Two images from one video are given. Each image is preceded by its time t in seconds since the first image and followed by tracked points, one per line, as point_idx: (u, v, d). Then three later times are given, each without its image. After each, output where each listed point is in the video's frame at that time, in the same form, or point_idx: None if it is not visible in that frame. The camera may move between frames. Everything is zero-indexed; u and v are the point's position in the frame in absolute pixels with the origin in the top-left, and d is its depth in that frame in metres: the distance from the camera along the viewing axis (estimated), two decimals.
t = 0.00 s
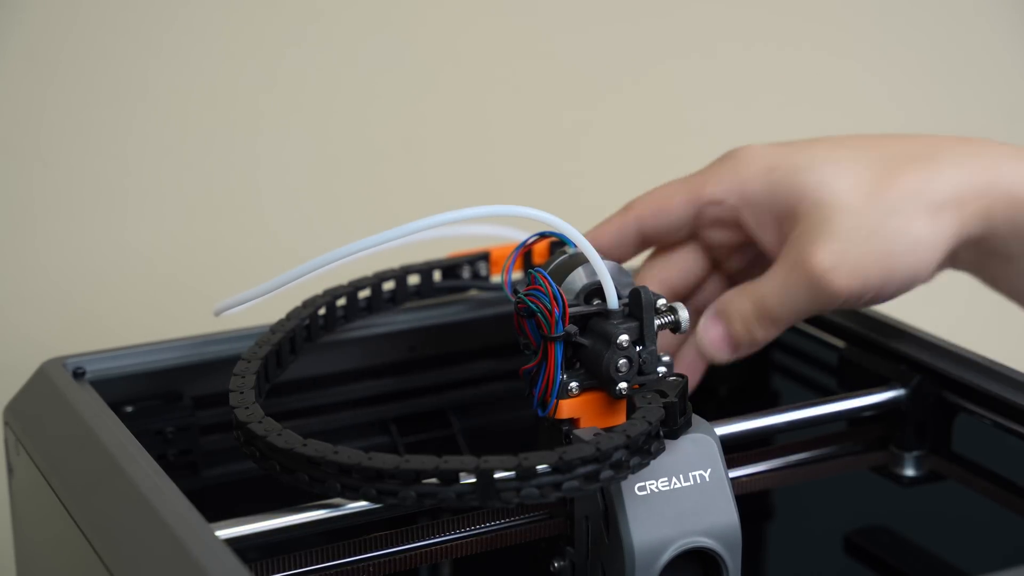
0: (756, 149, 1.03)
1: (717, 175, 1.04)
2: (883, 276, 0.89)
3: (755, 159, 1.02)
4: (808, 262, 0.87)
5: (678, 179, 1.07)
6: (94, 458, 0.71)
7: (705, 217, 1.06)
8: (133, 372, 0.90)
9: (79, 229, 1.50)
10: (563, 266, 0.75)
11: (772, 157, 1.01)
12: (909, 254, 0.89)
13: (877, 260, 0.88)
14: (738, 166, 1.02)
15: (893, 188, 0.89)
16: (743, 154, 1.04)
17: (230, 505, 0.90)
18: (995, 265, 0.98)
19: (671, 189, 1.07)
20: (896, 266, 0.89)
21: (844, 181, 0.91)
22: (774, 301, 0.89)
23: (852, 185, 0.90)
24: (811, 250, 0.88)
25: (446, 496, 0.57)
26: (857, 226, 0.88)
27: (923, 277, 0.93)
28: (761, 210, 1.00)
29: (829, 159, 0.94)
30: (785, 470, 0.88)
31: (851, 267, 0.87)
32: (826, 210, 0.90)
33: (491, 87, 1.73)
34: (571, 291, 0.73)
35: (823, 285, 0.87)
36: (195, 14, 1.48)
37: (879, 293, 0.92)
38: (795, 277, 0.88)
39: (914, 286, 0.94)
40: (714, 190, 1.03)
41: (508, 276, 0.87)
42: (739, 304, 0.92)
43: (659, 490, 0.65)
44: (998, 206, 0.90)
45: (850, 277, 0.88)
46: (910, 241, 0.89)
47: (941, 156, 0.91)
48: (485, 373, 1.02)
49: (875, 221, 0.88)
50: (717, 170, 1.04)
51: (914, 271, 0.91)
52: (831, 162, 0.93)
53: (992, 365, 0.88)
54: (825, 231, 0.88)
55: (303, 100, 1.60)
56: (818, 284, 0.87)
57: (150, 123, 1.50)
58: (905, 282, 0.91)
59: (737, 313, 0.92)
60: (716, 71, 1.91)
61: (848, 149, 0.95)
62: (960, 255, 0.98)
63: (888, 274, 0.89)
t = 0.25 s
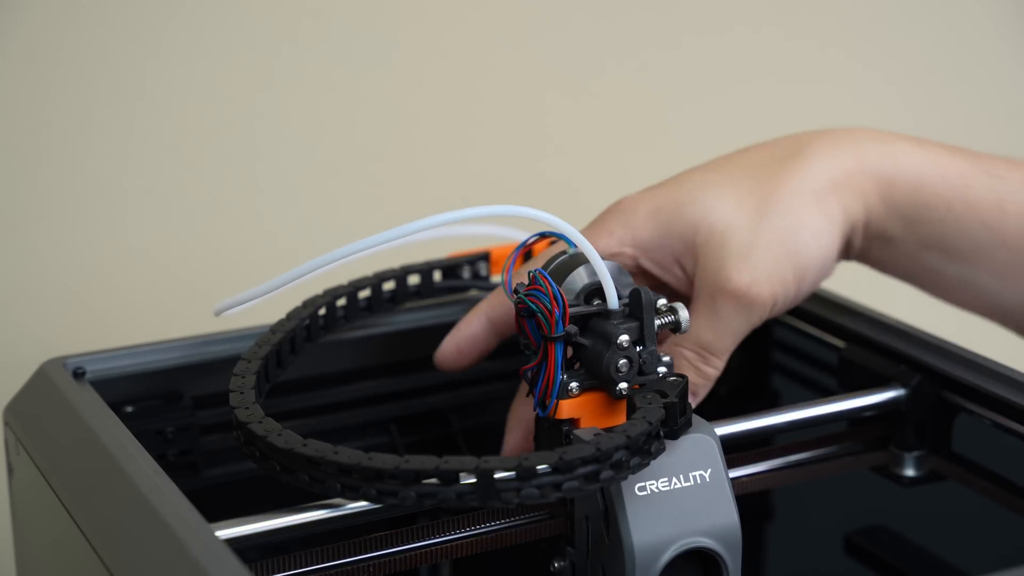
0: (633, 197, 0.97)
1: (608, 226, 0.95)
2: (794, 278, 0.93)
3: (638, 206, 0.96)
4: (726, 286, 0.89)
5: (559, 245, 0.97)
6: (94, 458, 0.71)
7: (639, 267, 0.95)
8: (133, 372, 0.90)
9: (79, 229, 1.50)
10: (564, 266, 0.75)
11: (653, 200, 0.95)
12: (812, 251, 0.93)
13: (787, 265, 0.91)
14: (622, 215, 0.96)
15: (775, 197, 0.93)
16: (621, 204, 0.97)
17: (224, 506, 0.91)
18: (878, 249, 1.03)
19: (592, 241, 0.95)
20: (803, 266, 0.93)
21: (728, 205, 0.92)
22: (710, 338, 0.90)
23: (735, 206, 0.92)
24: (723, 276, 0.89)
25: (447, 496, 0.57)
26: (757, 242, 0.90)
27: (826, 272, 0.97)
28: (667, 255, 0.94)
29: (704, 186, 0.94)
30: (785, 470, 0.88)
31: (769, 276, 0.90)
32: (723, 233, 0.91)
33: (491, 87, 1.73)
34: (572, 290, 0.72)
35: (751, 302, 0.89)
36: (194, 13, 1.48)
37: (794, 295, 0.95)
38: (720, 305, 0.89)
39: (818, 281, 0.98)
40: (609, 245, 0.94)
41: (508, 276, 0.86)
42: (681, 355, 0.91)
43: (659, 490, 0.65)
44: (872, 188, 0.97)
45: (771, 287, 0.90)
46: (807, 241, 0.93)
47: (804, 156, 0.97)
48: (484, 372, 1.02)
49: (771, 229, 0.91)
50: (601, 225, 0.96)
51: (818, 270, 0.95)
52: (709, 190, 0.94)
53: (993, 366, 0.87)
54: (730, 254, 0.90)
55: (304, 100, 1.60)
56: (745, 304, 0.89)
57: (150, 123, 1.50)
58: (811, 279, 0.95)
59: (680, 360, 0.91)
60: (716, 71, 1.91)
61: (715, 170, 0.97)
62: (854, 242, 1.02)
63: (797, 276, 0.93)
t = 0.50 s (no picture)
0: (595, 205, 0.98)
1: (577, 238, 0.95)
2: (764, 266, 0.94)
3: (603, 214, 0.96)
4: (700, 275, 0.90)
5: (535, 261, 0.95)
6: (94, 457, 0.71)
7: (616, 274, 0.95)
8: (132, 372, 0.90)
9: (80, 229, 1.50)
10: (564, 265, 0.75)
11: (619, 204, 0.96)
12: (776, 241, 0.95)
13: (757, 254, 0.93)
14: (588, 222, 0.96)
15: (735, 192, 0.95)
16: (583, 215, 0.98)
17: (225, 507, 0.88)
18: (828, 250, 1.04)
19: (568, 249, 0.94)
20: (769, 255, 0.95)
21: (689, 203, 0.93)
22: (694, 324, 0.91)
23: (696, 202, 0.94)
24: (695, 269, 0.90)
25: (446, 495, 0.57)
26: (725, 236, 0.91)
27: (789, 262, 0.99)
28: (639, 253, 0.94)
29: (663, 188, 0.96)
30: (785, 470, 0.88)
31: (741, 264, 0.91)
32: (689, 229, 0.92)
33: (491, 87, 1.73)
34: (572, 290, 0.73)
35: (727, 290, 0.91)
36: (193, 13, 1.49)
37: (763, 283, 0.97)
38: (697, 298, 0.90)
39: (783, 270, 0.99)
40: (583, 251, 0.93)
41: (507, 276, 0.86)
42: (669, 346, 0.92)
43: (658, 490, 0.65)
44: (824, 182, 1.00)
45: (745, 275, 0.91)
46: (771, 233, 0.95)
47: (755, 153, 1.00)
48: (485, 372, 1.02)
49: (737, 222, 0.93)
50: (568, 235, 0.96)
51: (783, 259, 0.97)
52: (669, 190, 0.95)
53: (993, 367, 0.87)
54: (697, 248, 0.91)
55: (304, 99, 1.60)
56: (722, 292, 0.90)
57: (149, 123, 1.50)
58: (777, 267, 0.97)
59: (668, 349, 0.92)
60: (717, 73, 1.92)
61: (672, 172, 0.98)
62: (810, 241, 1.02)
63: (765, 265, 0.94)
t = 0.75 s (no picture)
0: (606, 194, 1.01)
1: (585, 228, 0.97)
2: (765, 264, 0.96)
3: (611, 205, 0.98)
4: (704, 267, 0.92)
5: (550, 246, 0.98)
6: (94, 457, 0.71)
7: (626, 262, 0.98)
8: (132, 372, 0.90)
9: (80, 228, 1.50)
10: (563, 265, 0.75)
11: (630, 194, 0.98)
12: (777, 241, 0.97)
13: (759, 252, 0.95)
14: (599, 213, 0.98)
15: (741, 188, 0.97)
16: (593, 205, 1.00)
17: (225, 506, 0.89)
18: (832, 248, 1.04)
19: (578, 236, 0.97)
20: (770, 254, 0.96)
21: (696, 197, 0.96)
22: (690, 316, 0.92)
23: (703, 197, 0.96)
24: (697, 262, 0.92)
25: (446, 495, 0.57)
26: (728, 230, 0.93)
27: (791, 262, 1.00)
28: (645, 245, 0.97)
29: (672, 181, 0.98)
30: (784, 469, 0.88)
31: (743, 259, 0.93)
32: (693, 223, 0.94)
33: (491, 87, 1.73)
34: (571, 290, 0.73)
35: (727, 284, 0.92)
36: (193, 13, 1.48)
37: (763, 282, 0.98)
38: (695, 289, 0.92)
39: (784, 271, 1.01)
40: (594, 242, 0.96)
41: (507, 276, 0.86)
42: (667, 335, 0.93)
43: (658, 490, 0.65)
44: (828, 184, 1.01)
45: (745, 271, 0.93)
46: (774, 232, 0.96)
47: (761, 153, 1.01)
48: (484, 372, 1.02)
49: (742, 218, 0.95)
50: (580, 224, 0.98)
51: (783, 261, 0.99)
52: (677, 184, 0.98)
53: (992, 366, 0.87)
54: (701, 242, 0.93)
55: (304, 99, 1.60)
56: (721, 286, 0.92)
57: (150, 122, 1.50)
58: (779, 268, 0.99)
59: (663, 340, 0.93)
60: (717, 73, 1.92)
61: (681, 166, 1.01)
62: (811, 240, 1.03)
63: (767, 265, 0.96)
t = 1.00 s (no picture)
0: (648, 141, 1.06)
1: (623, 169, 1.04)
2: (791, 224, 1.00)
3: (652, 151, 1.04)
4: (723, 213, 0.97)
5: (591, 184, 1.05)
6: (94, 457, 0.71)
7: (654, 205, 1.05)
8: (132, 372, 0.90)
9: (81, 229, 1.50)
10: (564, 265, 0.75)
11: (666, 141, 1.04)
12: (805, 201, 1.00)
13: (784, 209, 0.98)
14: (639, 159, 1.04)
15: (781, 144, 0.99)
16: (637, 148, 1.06)
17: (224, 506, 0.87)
18: (871, 212, 1.08)
19: (620, 172, 1.04)
20: (793, 215, 0.99)
21: (731, 145, 1.00)
22: (696, 250, 0.98)
23: (739, 145, 1.00)
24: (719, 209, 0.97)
25: (446, 496, 0.57)
26: (758, 182, 0.97)
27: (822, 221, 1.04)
28: (678, 187, 1.03)
29: (713, 131, 1.02)
30: (785, 469, 0.88)
31: (766, 210, 0.97)
32: (725, 168, 0.99)
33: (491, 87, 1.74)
34: (571, 290, 0.73)
35: (743, 229, 0.97)
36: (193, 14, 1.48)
37: (791, 236, 1.02)
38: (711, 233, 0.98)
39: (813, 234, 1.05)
40: (628, 186, 1.03)
41: (508, 276, 0.87)
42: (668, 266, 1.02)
43: (658, 490, 0.65)
44: (868, 156, 1.02)
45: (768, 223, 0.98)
46: (802, 191, 0.99)
47: (804, 111, 1.03)
48: (484, 372, 1.02)
49: (777, 174, 0.98)
50: (622, 166, 1.05)
51: (809, 221, 1.02)
52: (714, 134, 1.02)
53: (991, 365, 0.88)
54: (727, 192, 0.98)
55: (304, 99, 1.61)
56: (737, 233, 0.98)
57: (150, 122, 1.50)
58: (804, 229, 1.02)
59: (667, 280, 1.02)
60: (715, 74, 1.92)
61: (725, 119, 1.04)
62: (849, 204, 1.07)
63: (790, 222, 0.99)
